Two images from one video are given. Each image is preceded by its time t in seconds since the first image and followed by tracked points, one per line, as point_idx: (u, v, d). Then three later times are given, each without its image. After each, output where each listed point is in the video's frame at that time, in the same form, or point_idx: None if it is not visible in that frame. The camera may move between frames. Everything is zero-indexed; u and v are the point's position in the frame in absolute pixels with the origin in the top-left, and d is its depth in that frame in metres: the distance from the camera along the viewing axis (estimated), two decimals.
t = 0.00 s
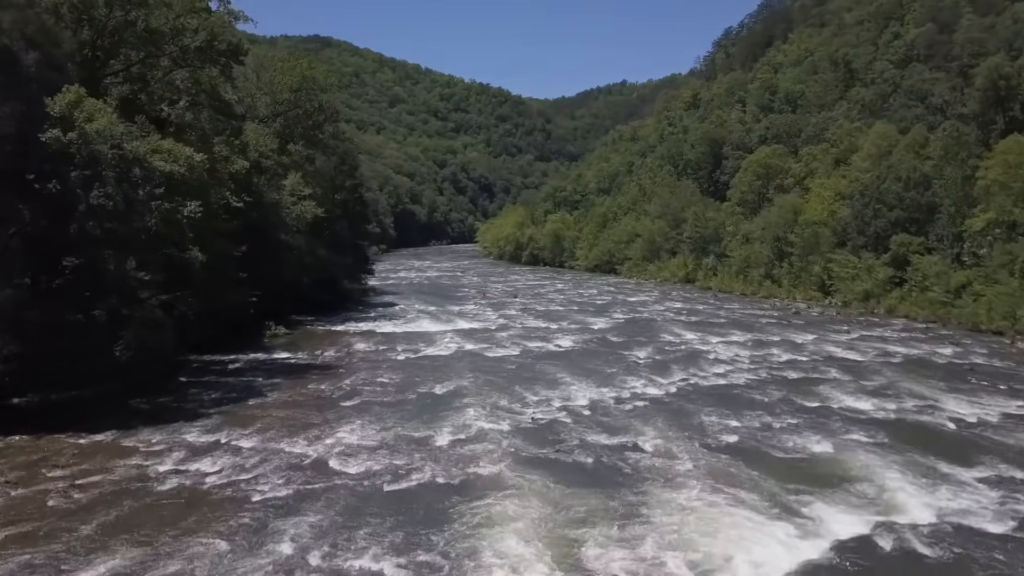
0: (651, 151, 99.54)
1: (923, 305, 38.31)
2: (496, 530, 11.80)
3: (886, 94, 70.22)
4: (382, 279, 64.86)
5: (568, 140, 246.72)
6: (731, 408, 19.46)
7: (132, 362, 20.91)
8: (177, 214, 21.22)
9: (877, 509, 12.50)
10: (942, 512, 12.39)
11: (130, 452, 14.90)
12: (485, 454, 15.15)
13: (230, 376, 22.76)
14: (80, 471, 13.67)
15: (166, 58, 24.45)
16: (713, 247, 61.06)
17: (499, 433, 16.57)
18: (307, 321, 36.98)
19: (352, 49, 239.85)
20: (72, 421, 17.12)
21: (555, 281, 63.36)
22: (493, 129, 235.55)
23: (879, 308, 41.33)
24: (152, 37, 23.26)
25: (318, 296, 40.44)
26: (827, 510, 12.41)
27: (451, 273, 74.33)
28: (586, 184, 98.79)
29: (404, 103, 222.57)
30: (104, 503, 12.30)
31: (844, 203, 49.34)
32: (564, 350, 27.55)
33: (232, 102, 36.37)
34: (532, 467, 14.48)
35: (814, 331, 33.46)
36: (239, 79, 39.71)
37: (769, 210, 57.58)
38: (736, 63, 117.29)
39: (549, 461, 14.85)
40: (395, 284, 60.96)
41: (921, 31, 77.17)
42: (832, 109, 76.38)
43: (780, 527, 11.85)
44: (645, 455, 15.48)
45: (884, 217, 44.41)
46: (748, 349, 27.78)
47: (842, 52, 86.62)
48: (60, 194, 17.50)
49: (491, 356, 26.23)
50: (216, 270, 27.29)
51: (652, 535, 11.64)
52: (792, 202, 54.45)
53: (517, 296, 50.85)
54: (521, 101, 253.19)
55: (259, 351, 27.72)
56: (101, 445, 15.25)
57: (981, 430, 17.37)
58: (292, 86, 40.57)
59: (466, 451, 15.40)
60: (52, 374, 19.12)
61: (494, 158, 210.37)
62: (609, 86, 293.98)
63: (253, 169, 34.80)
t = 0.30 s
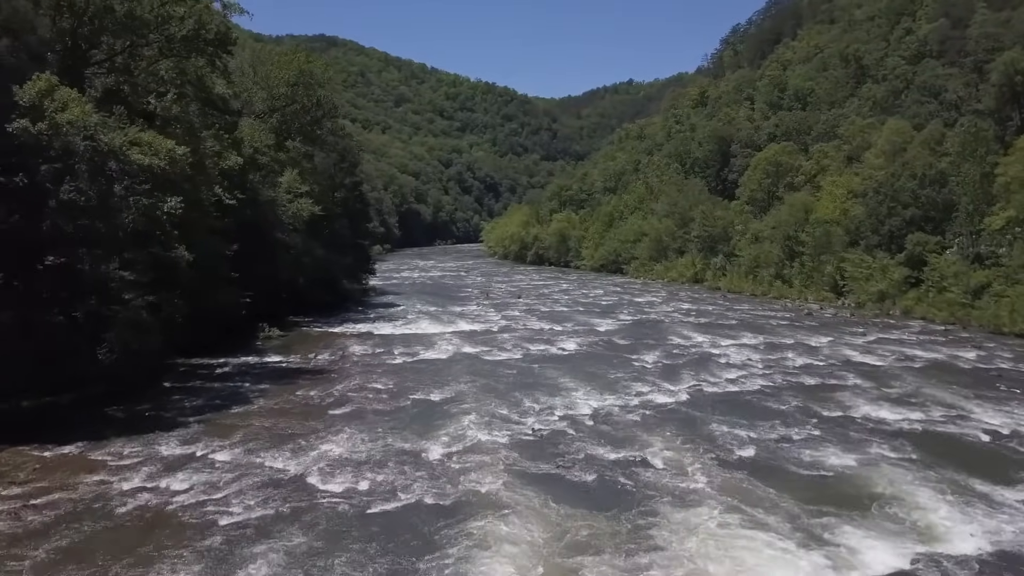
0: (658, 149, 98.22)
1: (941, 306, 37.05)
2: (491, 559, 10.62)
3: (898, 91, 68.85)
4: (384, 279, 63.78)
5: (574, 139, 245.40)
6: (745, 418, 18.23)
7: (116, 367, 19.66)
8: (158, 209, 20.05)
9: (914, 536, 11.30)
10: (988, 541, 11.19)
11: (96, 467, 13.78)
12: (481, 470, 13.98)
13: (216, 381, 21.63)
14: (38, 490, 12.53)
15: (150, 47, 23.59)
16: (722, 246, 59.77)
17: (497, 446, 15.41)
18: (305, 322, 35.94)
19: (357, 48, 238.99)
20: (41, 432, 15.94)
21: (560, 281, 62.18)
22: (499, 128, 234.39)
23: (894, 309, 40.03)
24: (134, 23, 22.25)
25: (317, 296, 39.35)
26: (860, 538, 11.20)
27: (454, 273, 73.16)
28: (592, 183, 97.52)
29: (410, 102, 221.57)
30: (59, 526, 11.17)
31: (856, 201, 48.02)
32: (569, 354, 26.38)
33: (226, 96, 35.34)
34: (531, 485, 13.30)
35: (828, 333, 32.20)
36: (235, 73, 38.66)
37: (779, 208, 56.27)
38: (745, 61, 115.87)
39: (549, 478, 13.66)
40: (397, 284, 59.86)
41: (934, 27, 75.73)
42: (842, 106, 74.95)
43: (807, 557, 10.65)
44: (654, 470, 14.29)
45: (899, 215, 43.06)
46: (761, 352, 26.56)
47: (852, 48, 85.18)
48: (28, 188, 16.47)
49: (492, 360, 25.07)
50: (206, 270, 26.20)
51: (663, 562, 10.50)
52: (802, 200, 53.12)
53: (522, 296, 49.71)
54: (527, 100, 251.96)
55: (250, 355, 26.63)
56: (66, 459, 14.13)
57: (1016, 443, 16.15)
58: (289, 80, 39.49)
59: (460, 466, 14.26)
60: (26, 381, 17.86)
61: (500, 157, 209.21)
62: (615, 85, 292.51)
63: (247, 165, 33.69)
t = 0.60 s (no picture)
0: (664, 148, 97.09)
1: (958, 308, 36.00)
2: None
3: (909, 88, 67.67)
4: (386, 279, 62.86)
5: (580, 138, 244.32)
6: (759, 428, 17.16)
7: (98, 371, 18.86)
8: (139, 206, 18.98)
9: (953, 564, 10.26)
10: None
11: (62, 482, 12.80)
12: (477, 486, 12.96)
13: (203, 386, 20.67)
14: None
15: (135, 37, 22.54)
16: (729, 246, 58.69)
17: (495, 459, 14.38)
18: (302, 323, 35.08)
19: (362, 48, 238.30)
20: (12, 440, 15.06)
21: (564, 281, 61.18)
22: (504, 127, 233.48)
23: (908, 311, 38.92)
24: (115, 10, 21.03)
25: (315, 296, 38.47)
26: (892, 567, 10.17)
27: (458, 273, 72.18)
28: (598, 182, 96.48)
29: (414, 101, 220.72)
30: (10, 551, 10.16)
31: (868, 199, 46.88)
32: (572, 357, 25.38)
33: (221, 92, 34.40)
34: (530, 504, 12.28)
35: (841, 336, 31.13)
36: (231, 68, 37.75)
37: (788, 207, 55.16)
38: (752, 58, 114.67)
39: (550, 496, 12.62)
40: (399, 284, 58.93)
41: (945, 23, 74.52)
42: (852, 103, 73.73)
43: None
44: (663, 486, 13.24)
45: (913, 213, 41.88)
46: (772, 356, 25.50)
47: (861, 45, 84.00)
48: None
49: (492, 364, 24.07)
50: (194, 269, 25.35)
51: None
52: (812, 198, 52.01)
53: (526, 296, 48.71)
54: (532, 99, 250.94)
55: (242, 358, 25.72)
56: (31, 473, 13.16)
57: None
58: (286, 75, 38.52)
59: (454, 480, 13.25)
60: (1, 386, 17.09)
61: (505, 157, 208.29)
62: (621, 84, 291.25)
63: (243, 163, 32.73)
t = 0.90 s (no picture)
0: (670, 147, 95.94)
1: (976, 309, 34.97)
2: None
3: (920, 85, 66.47)
4: (388, 279, 61.89)
5: (585, 138, 243.20)
6: (774, 438, 16.10)
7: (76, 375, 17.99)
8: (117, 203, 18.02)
9: None
10: None
11: (21, 500, 11.80)
12: (471, 506, 11.92)
13: (188, 392, 19.67)
14: None
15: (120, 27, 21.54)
16: (737, 246, 57.59)
17: (492, 474, 13.34)
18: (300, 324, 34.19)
19: (367, 48, 237.55)
20: None
21: (569, 282, 60.15)
22: (509, 127, 232.49)
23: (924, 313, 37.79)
24: None
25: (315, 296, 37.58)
26: None
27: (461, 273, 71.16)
28: (603, 181, 95.41)
29: (419, 101, 219.88)
30: None
31: (880, 197, 45.74)
32: (576, 361, 24.32)
33: (215, 87, 33.46)
34: (528, 525, 11.25)
35: (855, 338, 30.05)
36: (226, 63, 36.81)
37: (798, 206, 54.02)
38: (759, 56, 113.51)
39: (550, 517, 11.58)
40: (400, 284, 57.95)
41: (957, 19, 73.27)
42: (861, 100, 72.50)
43: None
44: (674, 505, 12.18)
45: (927, 212, 40.64)
46: (785, 359, 24.44)
47: (871, 41, 82.75)
48: None
49: (492, 367, 23.06)
50: (184, 268, 24.43)
51: None
52: (822, 196, 50.87)
53: (529, 297, 47.71)
54: (537, 98, 249.87)
55: (234, 360, 24.77)
56: None
57: None
58: (283, 70, 37.61)
59: (446, 498, 12.21)
60: None
61: (510, 156, 207.30)
62: (627, 84, 289.94)
63: (237, 159, 31.75)
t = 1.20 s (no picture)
0: (676, 145, 94.82)
1: (995, 312, 33.97)
2: None
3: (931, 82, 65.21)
4: (389, 280, 60.96)
5: (591, 138, 242.02)
6: (791, 451, 15.04)
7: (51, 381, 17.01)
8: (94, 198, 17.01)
9: None
10: None
11: None
12: (464, 529, 10.91)
13: (171, 398, 18.65)
14: None
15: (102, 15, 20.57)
16: (745, 246, 56.51)
17: (486, 494, 12.30)
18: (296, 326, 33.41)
19: (372, 48, 236.75)
20: None
21: (573, 282, 59.11)
22: (514, 127, 231.47)
23: (940, 315, 36.66)
24: None
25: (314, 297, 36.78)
26: None
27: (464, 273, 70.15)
28: (608, 181, 94.32)
29: (424, 100, 219.12)
30: None
31: (893, 196, 44.61)
32: (580, 364, 23.30)
33: (209, 81, 32.64)
34: (525, 552, 10.24)
35: (870, 341, 28.95)
36: (222, 58, 36.06)
37: (807, 205, 52.88)
38: (766, 55, 112.32)
39: (550, 543, 10.57)
40: (401, 284, 57.05)
41: (968, 15, 71.99)
42: (871, 98, 71.31)
43: None
44: (685, 529, 11.14)
45: (941, 210, 39.30)
46: (798, 364, 23.39)
47: (880, 38, 81.50)
48: None
49: (492, 372, 22.07)
50: (173, 268, 23.68)
51: None
52: (832, 195, 49.73)
53: (532, 298, 46.69)
54: (543, 98, 248.81)
55: (223, 364, 23.82)
56: None
57: None
58: (280, 64, 36.68)
59: (436, 520, 11.23)
60: None
61: (515, 156, 206.27)
62: (632, 84, 288.61)
63: (231, 156, 30.85)
